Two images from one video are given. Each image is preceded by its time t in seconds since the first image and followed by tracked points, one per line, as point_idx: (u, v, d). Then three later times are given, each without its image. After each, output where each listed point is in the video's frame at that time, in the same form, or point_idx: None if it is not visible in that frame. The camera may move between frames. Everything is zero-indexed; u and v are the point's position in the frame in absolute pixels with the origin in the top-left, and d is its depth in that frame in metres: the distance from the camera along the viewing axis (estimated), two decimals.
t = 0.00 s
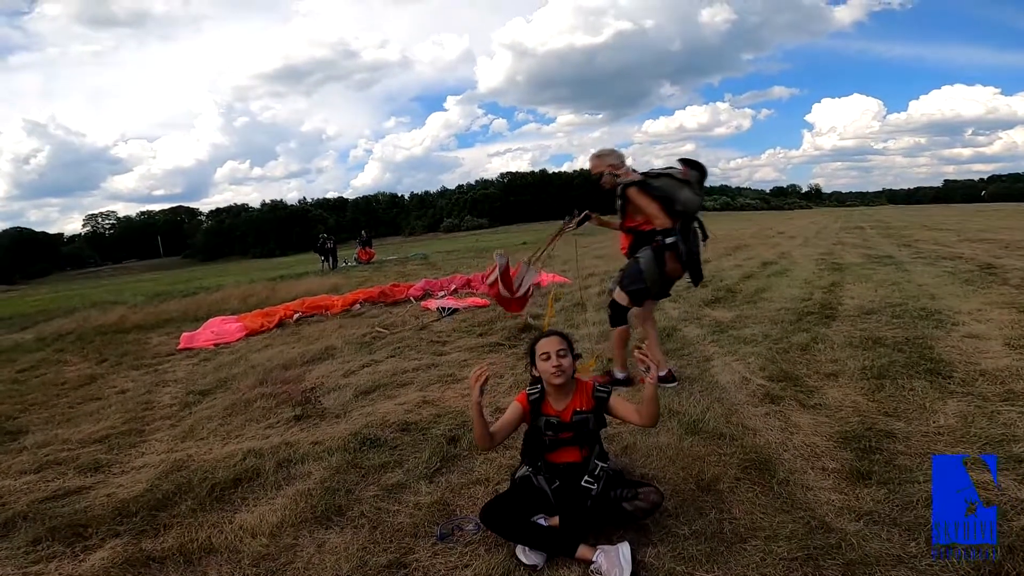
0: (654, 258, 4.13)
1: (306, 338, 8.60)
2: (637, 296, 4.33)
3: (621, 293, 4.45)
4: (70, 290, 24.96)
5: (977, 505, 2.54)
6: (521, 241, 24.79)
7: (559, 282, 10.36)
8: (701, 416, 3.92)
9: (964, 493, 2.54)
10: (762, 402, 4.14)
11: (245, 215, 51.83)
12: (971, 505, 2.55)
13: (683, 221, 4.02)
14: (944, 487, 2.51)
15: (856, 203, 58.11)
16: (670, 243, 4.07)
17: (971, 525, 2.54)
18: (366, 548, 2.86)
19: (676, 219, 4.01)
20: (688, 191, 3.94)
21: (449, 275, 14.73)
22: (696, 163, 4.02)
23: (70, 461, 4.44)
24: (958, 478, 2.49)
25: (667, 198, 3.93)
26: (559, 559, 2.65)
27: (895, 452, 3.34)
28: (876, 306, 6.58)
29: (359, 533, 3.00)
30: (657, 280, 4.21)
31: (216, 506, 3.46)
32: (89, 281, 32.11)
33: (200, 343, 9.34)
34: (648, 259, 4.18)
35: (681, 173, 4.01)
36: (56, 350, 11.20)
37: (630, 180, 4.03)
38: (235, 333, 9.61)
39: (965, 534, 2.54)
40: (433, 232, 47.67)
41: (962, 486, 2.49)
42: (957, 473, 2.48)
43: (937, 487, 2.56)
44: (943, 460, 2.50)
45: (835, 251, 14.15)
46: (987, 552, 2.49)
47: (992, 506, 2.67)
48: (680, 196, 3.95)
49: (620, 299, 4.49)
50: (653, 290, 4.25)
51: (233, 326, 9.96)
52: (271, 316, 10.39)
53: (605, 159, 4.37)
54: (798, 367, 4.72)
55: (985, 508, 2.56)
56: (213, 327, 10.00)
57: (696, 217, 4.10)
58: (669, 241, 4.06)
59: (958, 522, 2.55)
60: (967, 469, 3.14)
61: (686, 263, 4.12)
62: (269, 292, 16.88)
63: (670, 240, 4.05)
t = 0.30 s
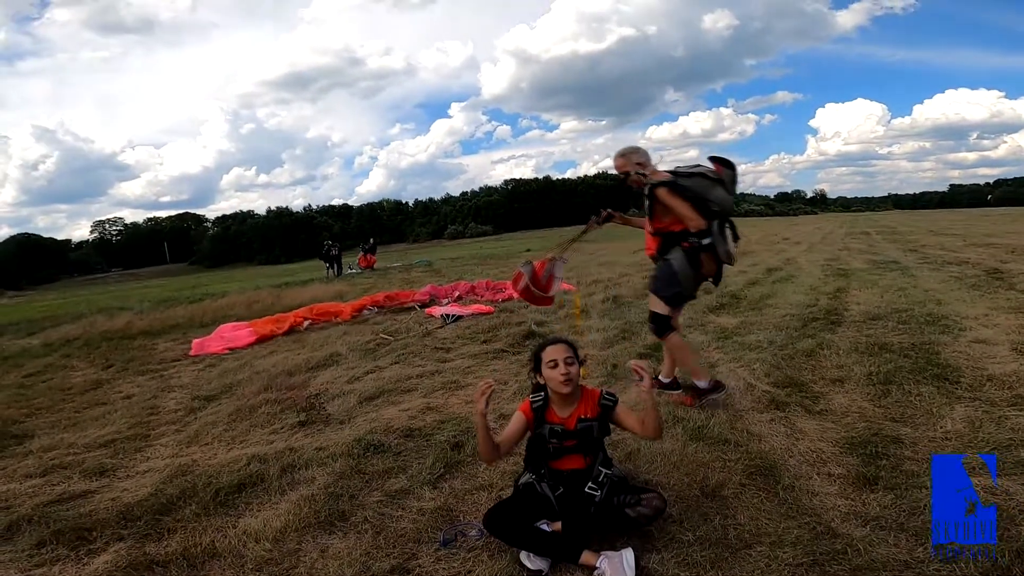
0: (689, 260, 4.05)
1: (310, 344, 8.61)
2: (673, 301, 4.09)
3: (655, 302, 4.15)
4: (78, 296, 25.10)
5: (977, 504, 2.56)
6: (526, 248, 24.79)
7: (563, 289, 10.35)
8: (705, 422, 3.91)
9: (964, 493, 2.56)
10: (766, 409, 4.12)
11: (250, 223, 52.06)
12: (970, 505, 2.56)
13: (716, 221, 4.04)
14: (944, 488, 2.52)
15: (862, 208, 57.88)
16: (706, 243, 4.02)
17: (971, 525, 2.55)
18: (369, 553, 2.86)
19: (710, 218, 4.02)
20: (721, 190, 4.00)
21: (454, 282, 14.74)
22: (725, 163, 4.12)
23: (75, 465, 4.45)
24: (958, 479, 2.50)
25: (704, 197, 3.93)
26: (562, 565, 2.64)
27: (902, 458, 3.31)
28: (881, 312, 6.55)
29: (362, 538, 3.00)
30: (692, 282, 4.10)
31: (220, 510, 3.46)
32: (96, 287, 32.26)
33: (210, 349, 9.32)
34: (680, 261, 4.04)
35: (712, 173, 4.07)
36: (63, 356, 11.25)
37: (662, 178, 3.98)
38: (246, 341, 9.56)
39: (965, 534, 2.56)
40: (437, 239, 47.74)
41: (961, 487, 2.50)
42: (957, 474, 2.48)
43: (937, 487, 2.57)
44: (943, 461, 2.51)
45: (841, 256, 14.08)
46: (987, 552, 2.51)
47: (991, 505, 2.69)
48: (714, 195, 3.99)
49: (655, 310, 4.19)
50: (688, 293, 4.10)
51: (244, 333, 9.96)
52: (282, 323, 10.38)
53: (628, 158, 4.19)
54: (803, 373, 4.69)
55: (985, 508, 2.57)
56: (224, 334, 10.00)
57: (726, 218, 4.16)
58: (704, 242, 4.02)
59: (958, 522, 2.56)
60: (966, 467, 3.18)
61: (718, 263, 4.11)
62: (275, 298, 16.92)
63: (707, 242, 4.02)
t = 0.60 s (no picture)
0: (739, 268, 4.02)
1: (314, 350, 8.63)
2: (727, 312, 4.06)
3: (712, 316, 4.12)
4: (83, 301, 25.19)
5: (977, 504, 2.58)
6: (529, 253, 24.77)
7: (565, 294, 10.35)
8: (707, 428, 3.89)
9: (965, 493, 2.56)
10: (770, 414, 4.10)
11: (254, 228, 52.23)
12: (970, 505, 2.59)
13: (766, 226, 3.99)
14: (943, 487, 2.54)
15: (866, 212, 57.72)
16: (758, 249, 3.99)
17: (971, 525, 2.56)
18: (370, 560, 2.84)
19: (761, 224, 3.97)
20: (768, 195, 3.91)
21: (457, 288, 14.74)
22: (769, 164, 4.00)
23: (78, 470, 4.46)
24: (957, 478, 2.52)
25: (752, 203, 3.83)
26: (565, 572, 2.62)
27: (907, 463, 3.29)
28: (885, 317, 6.52)
29: (363, 544, 2.98)
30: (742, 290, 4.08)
31: (222, 515, 3.46)
32: (101, 292, 32.39)
33: (225, 355, 9.09)
34: (730, 270, 4.02)
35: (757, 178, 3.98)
36: (67, 361, 11.28)
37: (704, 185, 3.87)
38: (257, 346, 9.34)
39: (965, 534, 2.57)
40: (440, 244, 47.79)
41: (960, 487, 2.51)
42: (957, 473, 2.50)
43: (937, 487, 2.58)
44: (944, 461, 2.53)
45: (846, 261, 14.00)
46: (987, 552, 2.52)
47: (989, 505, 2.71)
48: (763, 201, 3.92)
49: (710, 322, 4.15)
50: (739, 301, 4.09)
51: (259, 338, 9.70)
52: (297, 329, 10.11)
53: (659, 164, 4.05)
54: (808, 379, 4.67)
55: (985, 508, 2.59)
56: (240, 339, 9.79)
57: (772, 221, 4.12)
58: (755, 247, 4.00)
59: (957, 522, 2.57)
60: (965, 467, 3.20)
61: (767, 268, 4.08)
62: (278, 304, 16.96)
63: (758, 246, 3.99)
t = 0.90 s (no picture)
0: (784, 276, 3.85)
1: (317, 353, 8.64)
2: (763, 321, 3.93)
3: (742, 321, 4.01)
4: (88, 304, 25.26)
5: (977, 505, 2.61)
6: (532, 257, 24.76)
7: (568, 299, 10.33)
8: (711, 432, 3.87)
9: (964, 493, 2.61)
10: (775, 418, 4.08)
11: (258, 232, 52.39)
12: (970, 506, 2.64)
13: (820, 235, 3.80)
14: (943, 486, 2.59)
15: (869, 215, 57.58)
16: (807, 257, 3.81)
17: (971, 525, 2.59)
18: (373, 564, 2.83)
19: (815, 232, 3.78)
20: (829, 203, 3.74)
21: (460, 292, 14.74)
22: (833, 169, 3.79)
23: (81, 473, 4.46)
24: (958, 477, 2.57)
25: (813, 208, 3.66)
26: None
27: (913, 467, 3.27)
28: (889, 320, 6.49)
29: (366, 548, 2.98)
30: (784, 299, 3.93)
31: (225, 518, 3.46)
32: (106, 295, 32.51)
33: (237, 360, 8.95)
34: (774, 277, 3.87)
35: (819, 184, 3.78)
36: (71, 364, 11.31)
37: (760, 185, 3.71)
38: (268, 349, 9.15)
39: (965, 534, 2.60)
40: (444, 248, 47.84)
41: (960, 486, 2.55)
42: (956, 472, 2.55)
43: (936, 486, 2.63)
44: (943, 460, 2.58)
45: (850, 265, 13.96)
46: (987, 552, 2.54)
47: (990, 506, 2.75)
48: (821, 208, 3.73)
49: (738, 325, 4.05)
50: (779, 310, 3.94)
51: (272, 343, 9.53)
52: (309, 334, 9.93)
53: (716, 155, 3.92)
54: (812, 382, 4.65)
55: (986, 509, 2.62)
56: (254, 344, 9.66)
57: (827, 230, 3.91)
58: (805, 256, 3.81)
59: (958, 522, 2.60)
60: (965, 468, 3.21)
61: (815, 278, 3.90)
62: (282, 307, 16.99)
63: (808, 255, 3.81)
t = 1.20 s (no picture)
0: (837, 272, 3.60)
1: (320, 355, 8.64)
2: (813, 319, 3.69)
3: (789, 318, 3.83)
4: (92, 305, 25.32)
5: (976, 505, 2.61)
6: (535, 258, 24.74)
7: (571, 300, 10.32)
8: (714, 433, 3.86)
9: (964, 493, 2.61)
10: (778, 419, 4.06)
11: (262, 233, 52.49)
12: (969, 505, 2.64)
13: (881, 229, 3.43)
14: (943, 486, 2.60)
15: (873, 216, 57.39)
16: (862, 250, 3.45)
17: (971, 525, 2.59)
18: (375, 565, 2.83)
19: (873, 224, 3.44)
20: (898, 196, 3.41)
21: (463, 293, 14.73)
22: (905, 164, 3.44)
23: (83, 473, 4.47)
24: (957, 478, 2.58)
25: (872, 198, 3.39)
26: None
27: (918, 468, 3.25)
28: (893, 321, 6.47)
29: (368, 548, 2.97)
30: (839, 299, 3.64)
31: (227, 519, 3.46)
32: (109, 296, 32.61)
33: (250, 361, 8.81)
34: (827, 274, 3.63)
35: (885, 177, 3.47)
36: (74, 365, 11.33)
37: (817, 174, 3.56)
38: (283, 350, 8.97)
39: (965, 534, 2.59)
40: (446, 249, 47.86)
41: (959, 486, 2.56)
42: (955, 472, 2.56)
43: (936, 486, 2.64)
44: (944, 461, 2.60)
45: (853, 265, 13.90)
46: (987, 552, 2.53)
47: (991, 506, 2.74)
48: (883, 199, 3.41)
49: (784, 322, 3.89)
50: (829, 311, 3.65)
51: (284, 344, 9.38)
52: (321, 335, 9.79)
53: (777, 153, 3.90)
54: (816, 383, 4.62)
55: (985, 509, 2.61)
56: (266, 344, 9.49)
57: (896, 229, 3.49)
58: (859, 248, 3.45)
59: (958, 522, 2.60)
60: (967, 468, 3.20)
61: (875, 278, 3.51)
62: (284, 309, 17.00)
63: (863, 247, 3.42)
